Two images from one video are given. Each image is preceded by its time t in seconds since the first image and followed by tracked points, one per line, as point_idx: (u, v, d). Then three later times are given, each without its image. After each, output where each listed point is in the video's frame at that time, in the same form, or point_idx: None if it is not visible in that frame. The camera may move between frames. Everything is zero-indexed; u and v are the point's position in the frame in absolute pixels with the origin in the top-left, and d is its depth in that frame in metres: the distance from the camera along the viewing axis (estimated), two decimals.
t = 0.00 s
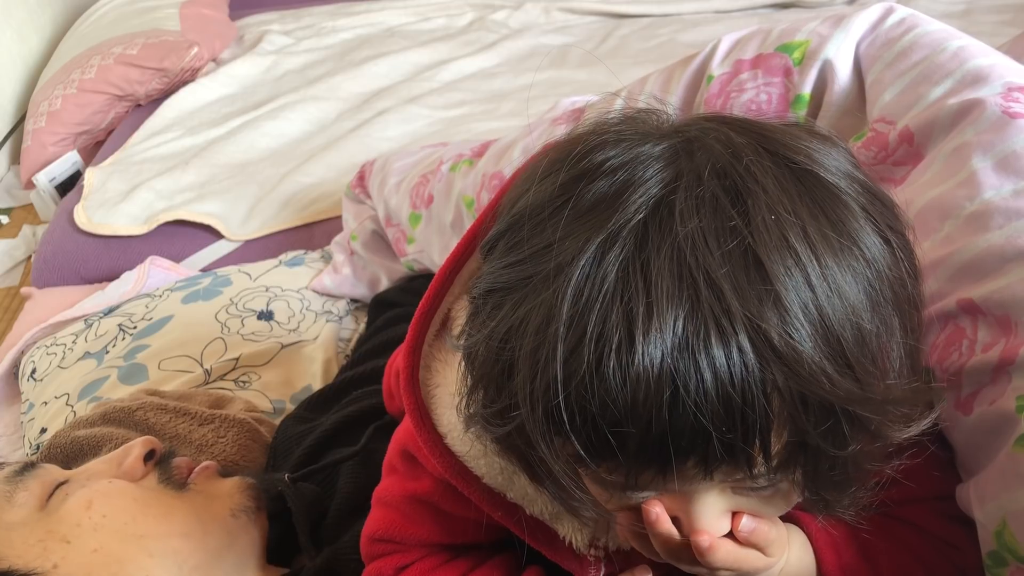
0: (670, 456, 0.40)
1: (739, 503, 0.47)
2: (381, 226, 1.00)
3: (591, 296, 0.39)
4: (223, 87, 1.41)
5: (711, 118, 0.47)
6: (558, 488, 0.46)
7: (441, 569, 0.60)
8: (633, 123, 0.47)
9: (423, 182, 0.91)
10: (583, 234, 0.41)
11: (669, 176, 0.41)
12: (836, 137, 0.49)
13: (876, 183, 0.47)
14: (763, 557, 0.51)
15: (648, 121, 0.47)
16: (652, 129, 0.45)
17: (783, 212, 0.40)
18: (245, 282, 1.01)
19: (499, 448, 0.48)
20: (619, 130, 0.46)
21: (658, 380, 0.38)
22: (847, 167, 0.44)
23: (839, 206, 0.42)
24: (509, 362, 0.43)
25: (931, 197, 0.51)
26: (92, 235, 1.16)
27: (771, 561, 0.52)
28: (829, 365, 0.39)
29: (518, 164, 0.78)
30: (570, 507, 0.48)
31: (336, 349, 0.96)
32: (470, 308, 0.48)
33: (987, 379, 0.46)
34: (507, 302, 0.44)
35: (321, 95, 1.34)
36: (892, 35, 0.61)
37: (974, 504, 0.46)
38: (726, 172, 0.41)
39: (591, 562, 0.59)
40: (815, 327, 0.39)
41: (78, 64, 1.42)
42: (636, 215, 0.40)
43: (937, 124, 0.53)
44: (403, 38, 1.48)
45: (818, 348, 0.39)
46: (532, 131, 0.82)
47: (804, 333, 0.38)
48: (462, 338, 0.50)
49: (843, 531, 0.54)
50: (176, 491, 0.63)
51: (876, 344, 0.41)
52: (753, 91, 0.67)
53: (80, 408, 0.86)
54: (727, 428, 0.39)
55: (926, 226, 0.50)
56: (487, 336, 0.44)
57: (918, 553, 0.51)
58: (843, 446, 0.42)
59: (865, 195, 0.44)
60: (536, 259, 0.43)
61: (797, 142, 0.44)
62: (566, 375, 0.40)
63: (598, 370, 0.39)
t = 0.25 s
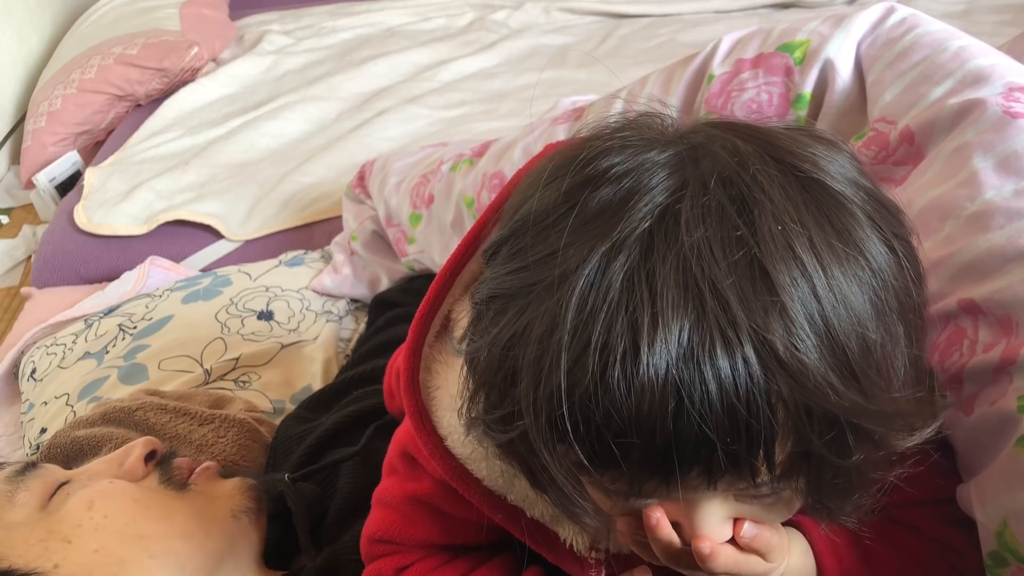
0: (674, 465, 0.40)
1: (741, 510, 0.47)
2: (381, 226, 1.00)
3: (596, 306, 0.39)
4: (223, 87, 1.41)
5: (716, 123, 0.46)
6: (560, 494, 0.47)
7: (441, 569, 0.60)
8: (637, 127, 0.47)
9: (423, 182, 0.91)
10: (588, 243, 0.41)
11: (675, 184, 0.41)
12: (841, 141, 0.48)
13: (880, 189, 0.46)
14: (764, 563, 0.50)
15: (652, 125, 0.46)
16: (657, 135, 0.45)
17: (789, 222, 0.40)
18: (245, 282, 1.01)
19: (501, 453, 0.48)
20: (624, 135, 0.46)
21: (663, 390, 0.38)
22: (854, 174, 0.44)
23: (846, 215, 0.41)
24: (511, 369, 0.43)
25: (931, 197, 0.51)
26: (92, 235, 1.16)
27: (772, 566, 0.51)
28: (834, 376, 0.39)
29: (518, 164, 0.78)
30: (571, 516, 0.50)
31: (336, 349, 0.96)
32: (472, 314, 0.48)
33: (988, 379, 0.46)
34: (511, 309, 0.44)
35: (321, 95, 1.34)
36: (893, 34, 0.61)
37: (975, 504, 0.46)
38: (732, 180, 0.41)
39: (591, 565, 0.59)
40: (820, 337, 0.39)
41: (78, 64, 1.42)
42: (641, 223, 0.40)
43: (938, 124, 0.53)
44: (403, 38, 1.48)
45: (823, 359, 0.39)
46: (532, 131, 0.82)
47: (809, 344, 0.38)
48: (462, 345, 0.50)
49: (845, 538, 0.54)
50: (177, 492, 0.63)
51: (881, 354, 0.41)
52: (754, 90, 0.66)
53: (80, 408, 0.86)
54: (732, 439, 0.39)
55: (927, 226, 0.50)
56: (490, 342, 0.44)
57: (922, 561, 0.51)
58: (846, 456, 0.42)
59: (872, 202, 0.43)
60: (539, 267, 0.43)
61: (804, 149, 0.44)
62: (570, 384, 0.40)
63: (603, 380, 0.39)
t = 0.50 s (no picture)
0: (677, 479, 0.41)
1: (744, 520, 0.46)
2: (381, 227, 1.00)
3: (599, 318, 0.40)
4: (224, 87, 1.41)
5: (722, 131, 0.46)
6: (562, 506, 0.46)
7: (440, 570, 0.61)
8: (643, 135, 0.46)
9: (423, 182, 0.91)
10: (592, 254, 0.41)
11: (680, 195, 0.41)
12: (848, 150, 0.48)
13: (887, 198, 0.46)
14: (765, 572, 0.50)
15: (658, 134, 0.46)
16: (663, 144, 0.45)
17: (795, 235, 0.39)
18: (244, 282, 1.01)
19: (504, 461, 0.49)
20: (630, 144, 0.45)
21: (665, 405, 0.38)
22: (859, 185, 0.44)
23: (853, 227, 0.41)
24: (514, 380, 0.43)
25: (933, 197, 0.51)
26: (92, 235, 1.16)
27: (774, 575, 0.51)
28: (839, 392, 0.39)
29: (519, 164, 0.79)
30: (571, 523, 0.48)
31: (336, 348, 0.96)
32: (475, 323, 0.48)
33: (990, 379, 0.46)
34: (514, 319, 0.44)
35: (321, 95, 1.34)
36: (895, 34, 0.61)
37: (976, 504, 0.46)
38: (738, 192, 0.41)
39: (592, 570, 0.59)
40: (826, 354, 0.39)
41: (78, 64, 1.42)
42: (646, 235, 0.40)
43: (939, 123, 0.53)
44: (403, 38, 1.48)
45: (829, 374, 0.39)
46: (534, 130, 0.82)
47: (814, 360, 0.38)
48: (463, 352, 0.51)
49: (846, 552, 0.54)
50: (180, 494, 0.63)
51: (887, 370, 0.40)
52: (756, 89, 0.66)
53: (80, 408, 0.86)
54: (735, 454, 0.39)
55: (928, 226, 0.50)
56: (492, 351, 0.45)
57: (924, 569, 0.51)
58: (850, 470, 0.42)
59: (878, 214, 0.43)
60: (543, 277, 0.43)
61: (810, 160, 0.44)
62: (573, 396, 0.40)
63: (605, 393, 0.39)
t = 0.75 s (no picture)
0: (693, 530, 0.40)
1: (757, 561, 0.45)
2: (384, 229, 1.00)
3: (614, 366, 0.39)
4: (224, 87, 1.41)
5: (740, 160, 0.44)
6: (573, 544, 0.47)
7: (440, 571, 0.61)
8: (658, 165, 0.44)
9: (428, 178, 0.91)
10: (606, 299, 0.40)
11: (698, 235, 0.39)
12: (870, 171, 0.46)
13: (913, 227, 0.44)
14: None
15: (673, 164, 0.44)
16: (680, 174, 0.42)
17: (818, 280, 0.38)
18: (245, 282, 1.01)
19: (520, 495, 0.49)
20: (646, 175, 0.43)
21: (681, 457, 0.38)
22: (884, 218, 0.41)
23: (880, 269, 0.39)
24: (526, 424, 0.44)
25: (943, 193, 0.50)
26: (92, 235, 1.16)
27: None
28: (861, 445, 0.38)
29: (526, 156, 0.80)
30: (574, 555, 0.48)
31: (336, 348, 0.96)
32: (484, 355, 0.48)
33: (999, 378, 0.45)
34: (525, 359, 0.43)
35: (321, 95, 1.34)
36: (907, 29, 0.61)
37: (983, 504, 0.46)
38: (758, 232, 0.39)
39: None
40: (848, 407, 0.38)
41: (78, 64, 1.42)
42: (663, 279, 0.39)
43: (949, 119, 0.53)
44: (403, 38, 1.48)
45: (851, 426, 0.38)
46: (539, 121, 0.83)
47: (835, 414, 0.38)
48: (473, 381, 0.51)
49: None
50: (181, 495, 0.63)
51: (914, 421, 0.39)
52: (764, 80, 0.66)
53: (80, 408, 0.86)
54: (752, 508, 0.39)
55: (937, 223, 0.50)
56: (503, 391, 0.45)
57: None
58: (874, 520, 0.40)
59: (907, 252, 0.41)
60: (554, 318, 0.42)
61: (836, 193, 0.41)
62: (586, 444, 0.40)
63: (620, 444, 0.39)
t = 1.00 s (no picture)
0: (711, 536, 0.40)
1: (768, 565, 0.44)
2: (383, 229, 1.00)
3: (632, 369, 0.39)
4: (224, 87, 1.41)
5: (757, 163, 0.43)
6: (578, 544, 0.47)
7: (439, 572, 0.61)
8: (675, 167, 0.44)
9: (427, 180, 0.91)
10: (625, 301, 0.40)
11: (719, 237, 0.39)
12: (881, 175, 0.46)
13: (926, 233, 0.44)
14: None
15: (690, 165, 0.43)
16: (696, 177, 0.42)
17: (841, 282, 0.38)
18: (245, 282, 1.01)
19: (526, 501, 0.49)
20: (663, 177, 0.43)
21: (701, 460, 0.38)
22: (900, 224, 0.41)
23: (899, 273, 0.40)
24: (541, 428, 0.43)
25: (943, 193, 0.50)
26: (92, 235, 1.16)
27: None
28: (881, 448, 0.38)
29: (524, 159, 0.80)
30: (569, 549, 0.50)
31: (336, 348, 0.96)
32: (493, 359, 0.48)
33: (1001, 379, 0.45)
34: (539, 362, 0.43)
35: (321, 95, 1.34)
36: (905, 30, 0.61)
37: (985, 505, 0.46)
38: (781, 234, 0.39)
39: None
40: (868, 410, 0.38)
41: (78, 64, 1.42)
42: (683, 281, 0.39)
43: (949, 120, 0.53)
44: (403, 38, 1.48)
45: (871, 430, 0.38)
46: (538, 122, 0.84)
47: (856, 419, 0.38)
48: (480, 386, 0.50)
49: None
50: (186, 500, 0.63)
51: (930, 425, 0.39)
52: (762, 82, 0.66)
53: (80, 408, 0.86)
54: (773, 513, 0.39)
55: (938, 222, 0.50)
56: (515, 395, 0.44)
57: None
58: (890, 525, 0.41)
59: (923, 255, 0.41)
60: (571, 320, 0.42)
61: (855, 197, 0.41)
62: (604, 448, 0.40)
63: (639, 448, 0.39)
